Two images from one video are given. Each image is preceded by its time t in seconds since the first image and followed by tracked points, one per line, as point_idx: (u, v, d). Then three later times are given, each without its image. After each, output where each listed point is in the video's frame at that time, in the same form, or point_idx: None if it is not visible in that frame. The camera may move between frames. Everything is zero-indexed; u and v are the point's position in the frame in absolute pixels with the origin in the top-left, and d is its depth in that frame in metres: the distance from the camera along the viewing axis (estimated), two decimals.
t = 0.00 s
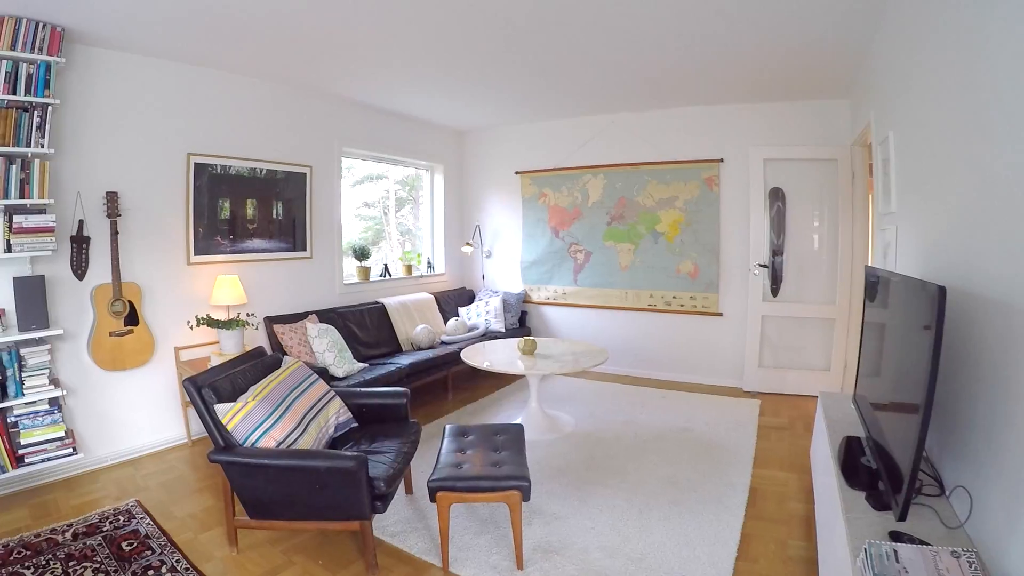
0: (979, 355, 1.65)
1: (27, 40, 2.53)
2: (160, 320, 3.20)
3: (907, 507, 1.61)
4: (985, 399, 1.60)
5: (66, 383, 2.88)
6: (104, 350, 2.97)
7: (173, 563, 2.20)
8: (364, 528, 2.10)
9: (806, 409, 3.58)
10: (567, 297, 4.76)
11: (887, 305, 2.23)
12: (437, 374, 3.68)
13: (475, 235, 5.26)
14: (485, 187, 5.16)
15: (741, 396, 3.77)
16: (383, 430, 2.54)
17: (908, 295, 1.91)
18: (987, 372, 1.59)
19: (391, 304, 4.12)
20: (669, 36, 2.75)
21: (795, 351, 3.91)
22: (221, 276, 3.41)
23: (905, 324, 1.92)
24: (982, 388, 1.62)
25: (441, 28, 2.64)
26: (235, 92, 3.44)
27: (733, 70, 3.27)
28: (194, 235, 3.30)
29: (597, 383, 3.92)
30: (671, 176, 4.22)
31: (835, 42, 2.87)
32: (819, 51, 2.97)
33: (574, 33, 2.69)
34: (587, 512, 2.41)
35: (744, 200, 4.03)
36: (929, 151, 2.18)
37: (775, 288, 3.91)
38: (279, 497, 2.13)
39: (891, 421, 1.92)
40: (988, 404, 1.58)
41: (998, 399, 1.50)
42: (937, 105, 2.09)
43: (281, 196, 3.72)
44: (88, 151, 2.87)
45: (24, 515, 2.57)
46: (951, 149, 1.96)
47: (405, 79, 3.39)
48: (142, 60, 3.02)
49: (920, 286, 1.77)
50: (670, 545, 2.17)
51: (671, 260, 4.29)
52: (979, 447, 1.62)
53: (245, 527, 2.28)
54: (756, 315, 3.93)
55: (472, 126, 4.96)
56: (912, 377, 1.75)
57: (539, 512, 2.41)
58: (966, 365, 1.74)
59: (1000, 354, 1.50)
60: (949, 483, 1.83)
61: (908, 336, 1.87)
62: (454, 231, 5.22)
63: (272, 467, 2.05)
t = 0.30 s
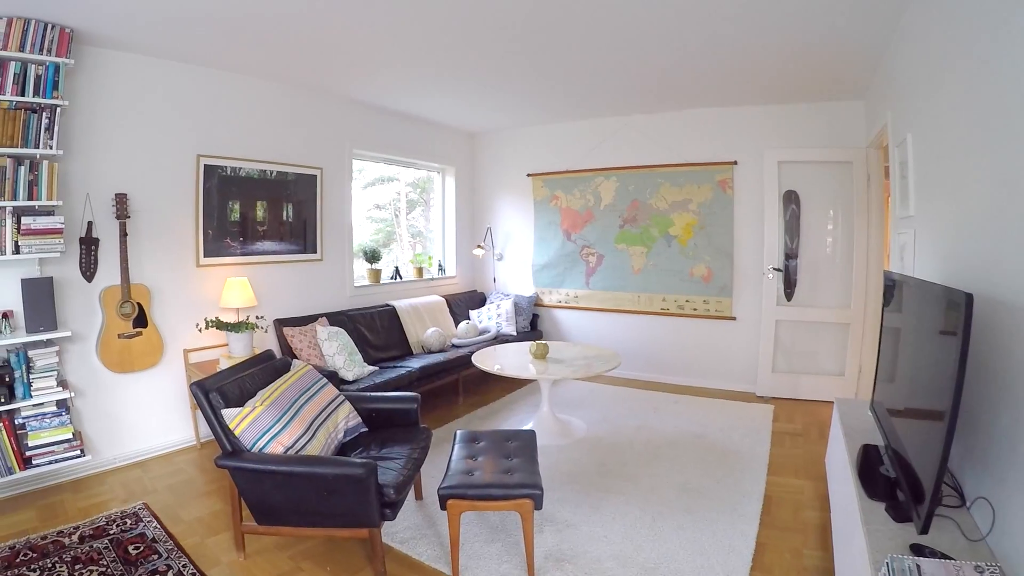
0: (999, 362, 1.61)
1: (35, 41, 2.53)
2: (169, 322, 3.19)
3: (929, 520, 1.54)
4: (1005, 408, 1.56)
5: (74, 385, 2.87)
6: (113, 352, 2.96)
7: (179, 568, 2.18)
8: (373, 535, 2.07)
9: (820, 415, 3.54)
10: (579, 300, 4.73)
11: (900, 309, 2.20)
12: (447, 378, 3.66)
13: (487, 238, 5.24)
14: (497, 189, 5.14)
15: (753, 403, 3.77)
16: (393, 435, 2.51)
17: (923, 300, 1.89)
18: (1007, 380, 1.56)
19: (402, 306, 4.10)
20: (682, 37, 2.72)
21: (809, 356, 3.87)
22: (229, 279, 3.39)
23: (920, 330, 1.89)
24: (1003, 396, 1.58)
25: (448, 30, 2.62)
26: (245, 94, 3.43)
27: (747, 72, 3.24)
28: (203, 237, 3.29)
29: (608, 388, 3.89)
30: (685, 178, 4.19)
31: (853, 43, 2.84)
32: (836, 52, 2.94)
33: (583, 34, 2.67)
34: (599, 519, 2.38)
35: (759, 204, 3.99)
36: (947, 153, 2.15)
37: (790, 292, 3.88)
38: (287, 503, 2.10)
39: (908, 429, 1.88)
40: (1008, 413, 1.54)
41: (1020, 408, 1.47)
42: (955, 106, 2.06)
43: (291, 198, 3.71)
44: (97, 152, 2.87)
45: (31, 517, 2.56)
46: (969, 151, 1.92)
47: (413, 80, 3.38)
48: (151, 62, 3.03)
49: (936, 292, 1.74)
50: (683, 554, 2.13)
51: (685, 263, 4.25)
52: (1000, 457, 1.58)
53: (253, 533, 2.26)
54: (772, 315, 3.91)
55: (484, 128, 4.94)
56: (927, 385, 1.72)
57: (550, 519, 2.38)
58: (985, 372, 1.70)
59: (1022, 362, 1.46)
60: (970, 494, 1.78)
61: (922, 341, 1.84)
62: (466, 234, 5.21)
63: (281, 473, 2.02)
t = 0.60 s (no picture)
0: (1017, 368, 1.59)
1: (47, 43, 2.54)
2: (180, 324, 3.19)
3: (949, 529, 1.49)
4: None
5: (85, 387, 2.87)
6: (124, 353, 2.96)
7: (188, 570, 2.17)
8: (383, 541, 2.05)
9: (836, 420, 3.49)
10: (592, 303, 4.71)
11: (915, 312, 2.17)
12: (460, 381, 3.63)
13: (499, 241, 5.23)
14: (510, 192, 5.13)
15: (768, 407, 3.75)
16: (405, 440, 2.49)
17: (939, 304, 1.86)
18: None
19: (414, 309, 4.09)
20: (695, 39, 2.71)
21: (824, 361, 3.83)
22: (241, 280, 3.39)
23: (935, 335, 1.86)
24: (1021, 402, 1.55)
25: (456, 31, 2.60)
26: (257, 95, 3.43)
27: (760, 73, 3.22)
28: (215, 239, 3.29)
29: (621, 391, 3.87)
30: (698, 180, 4.16)
31: (869, 44, 2.81)
32: (850, 53, 2.91)
33: (591, 35, 2.65)
34: (611, 525, 2.35)
35: (774, 206, 3.95)
36: (963, 157, 2.13)
37: (804, 295, 3.84)
38: (297, 507, 2.09)
39: (924, 436, 1.85)
40: None
41: None
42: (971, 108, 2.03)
43: (303, 200, 3.71)
44: (109, 154, 2.87)
45: (42, 517, 2.57)
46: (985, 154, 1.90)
47: (423, 81, 3.36)
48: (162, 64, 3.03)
49: (952, 293, 1.72)
50: (698, 561, 2.10)
51: (699, 266, 4.22)
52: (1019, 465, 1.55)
53: (262, 536, 2.25)
54: (785, 320, 3.87)
55: (497, 130, 4.93)
56: (943, 390, 1.69)
57: (562, 525, 2.36)
58: (1004, 378, 1.67)
59: None
60: (988, 502, 1.75)
61: (938, 346, 1.82)
62: (479, 236, 5.20)
63: (291, 477, 2.01)
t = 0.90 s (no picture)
0: None
1: (61, 45, 2.56)
2: (194, 324, 3.19)
3: (969, 537, 1.43)
4: None
5: (98, 386, 2.88)
6: (137, 353, 2.97)
7: (199, 570, 2.17)
8: (395, 544, 2.04)
9: (853, 424, 3.45)
10: (607, 305, 4.68)
11: (933, 315, 2.13)
12: (473, 383, 3.62)
13: (514, 242, 5.21)
14: (524, 193, 5.11)
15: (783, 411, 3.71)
16: (418, 442, 2.48)
17: (957, 308, 1.83)
18: None
19: (428, 310, 4.08)
20: (707, 39, 2.69)
21: (840, 364, 3.79)
22: (254, 281, 3.40)
23: (954, 338, 1.83)
24: None
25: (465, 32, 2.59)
26: (271, 96, 3.43)
27: (774, 73, 3.19)
28: (229, 240, 3.29)
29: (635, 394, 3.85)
30: (714, 181, 4.13)
31: (887, 44, 2.78)
32: (867, 53, 2.88)
33: (600, 35, 2.63)
34: (625, 529, 2.33)
35: (790, 207, 3.91)
36: (982, 159, 2.10)
37: (821, 298, 3.80)
38: (309, 509, 2.08)
39: (942, 441, 1.82)
40: None
41: None
42: (990, 108, 2.00)
43: (317, 201, 3.71)
44: (122, 154, 2.88)
45: (55, 515, 2.57)
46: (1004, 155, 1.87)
47: (433, 82, 3.35)
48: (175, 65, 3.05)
49: (971, 296, 1.68)
50: (713, 566, 2.08)
51: (714, 268, 4.18)
52: None
53: (274, 537, 2.24)
54: (802, 322, 3.82)
55: (511, 131, 4.92)
56: (961, 395, 1.66)
57: (576, 529, 2.34)
58: None
59: None
60: (1009, 510, 1.71)
61: (956, 349, 1.78)
62: (494, 238, 5.19)
63: (303, 479, 2.00)
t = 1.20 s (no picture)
0: None
1: (76, 46, 2.57)
2: (210, 324, 3.20)
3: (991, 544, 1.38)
4: None
5: (115, 384, 2.90)
6: (153, 352, 2.98)
7: (212, 570, 2.17)
8: (409, 546, 2.02)
9: (872, 428, 3.41)
10: (624, 306, 4.66)
11: (954, 317, 2.10)
12: (489, 384, 3.60)
13: (531, 242, 5.20)
14: (540, 193, 5.10)
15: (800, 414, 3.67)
16: (433, 444, 2.46)
17: (977, 310, 1.79)
18: None
19: (444, 311, 4.07)
20: (720, 38, 2.66)
21: (859, 367, 3.75)
22: (269, 281, 3.40)
23: (973, 341, 1.80)
24: None
25: (476, 32, 2.58)
26: (287, 96, 3.44)
27: (789, 73, 3.17)
28: (245, 239, 3.30)
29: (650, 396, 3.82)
30: (732, 181, 4.09)
31: (906, 42, 2.74)
32: (886, 51, 2.84)
33: (609, 35, 2.61)
34: (641, 533, 2.31)
35: (809, 207, 3.87)
36: (1005, 159, 2.06)
37: (840, 299, 3.76)
38: (323, 511, 2.07)
39: (962, 446, 1.78)
40: None
41: None
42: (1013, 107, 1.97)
43: (333, 201, 3.71)
44: (138, 155, 2.90)
45: (69, 513, 2.59)
46: None
47: (445, 81, 3.33)
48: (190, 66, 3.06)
49: (992, 298, 1.65)
50: (731, 571, 2.05)
51: (732, 269, 4.15)
52: None
53: (287, 538, 2.24)
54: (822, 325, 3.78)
55: (527, 131, 4.91)
56: (982, 398, 1.63)
57: (591, 532, 2.32)
58: None
59: None
60: None
61: (976, 352, 1.75)
62: (510, 238, 5.18)
63: (317, 480, 1.99)
